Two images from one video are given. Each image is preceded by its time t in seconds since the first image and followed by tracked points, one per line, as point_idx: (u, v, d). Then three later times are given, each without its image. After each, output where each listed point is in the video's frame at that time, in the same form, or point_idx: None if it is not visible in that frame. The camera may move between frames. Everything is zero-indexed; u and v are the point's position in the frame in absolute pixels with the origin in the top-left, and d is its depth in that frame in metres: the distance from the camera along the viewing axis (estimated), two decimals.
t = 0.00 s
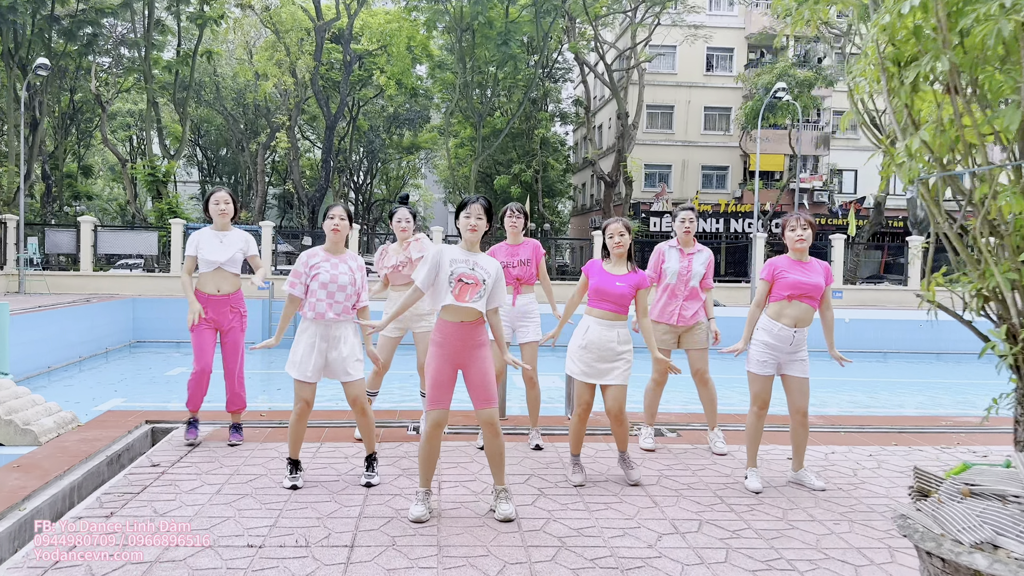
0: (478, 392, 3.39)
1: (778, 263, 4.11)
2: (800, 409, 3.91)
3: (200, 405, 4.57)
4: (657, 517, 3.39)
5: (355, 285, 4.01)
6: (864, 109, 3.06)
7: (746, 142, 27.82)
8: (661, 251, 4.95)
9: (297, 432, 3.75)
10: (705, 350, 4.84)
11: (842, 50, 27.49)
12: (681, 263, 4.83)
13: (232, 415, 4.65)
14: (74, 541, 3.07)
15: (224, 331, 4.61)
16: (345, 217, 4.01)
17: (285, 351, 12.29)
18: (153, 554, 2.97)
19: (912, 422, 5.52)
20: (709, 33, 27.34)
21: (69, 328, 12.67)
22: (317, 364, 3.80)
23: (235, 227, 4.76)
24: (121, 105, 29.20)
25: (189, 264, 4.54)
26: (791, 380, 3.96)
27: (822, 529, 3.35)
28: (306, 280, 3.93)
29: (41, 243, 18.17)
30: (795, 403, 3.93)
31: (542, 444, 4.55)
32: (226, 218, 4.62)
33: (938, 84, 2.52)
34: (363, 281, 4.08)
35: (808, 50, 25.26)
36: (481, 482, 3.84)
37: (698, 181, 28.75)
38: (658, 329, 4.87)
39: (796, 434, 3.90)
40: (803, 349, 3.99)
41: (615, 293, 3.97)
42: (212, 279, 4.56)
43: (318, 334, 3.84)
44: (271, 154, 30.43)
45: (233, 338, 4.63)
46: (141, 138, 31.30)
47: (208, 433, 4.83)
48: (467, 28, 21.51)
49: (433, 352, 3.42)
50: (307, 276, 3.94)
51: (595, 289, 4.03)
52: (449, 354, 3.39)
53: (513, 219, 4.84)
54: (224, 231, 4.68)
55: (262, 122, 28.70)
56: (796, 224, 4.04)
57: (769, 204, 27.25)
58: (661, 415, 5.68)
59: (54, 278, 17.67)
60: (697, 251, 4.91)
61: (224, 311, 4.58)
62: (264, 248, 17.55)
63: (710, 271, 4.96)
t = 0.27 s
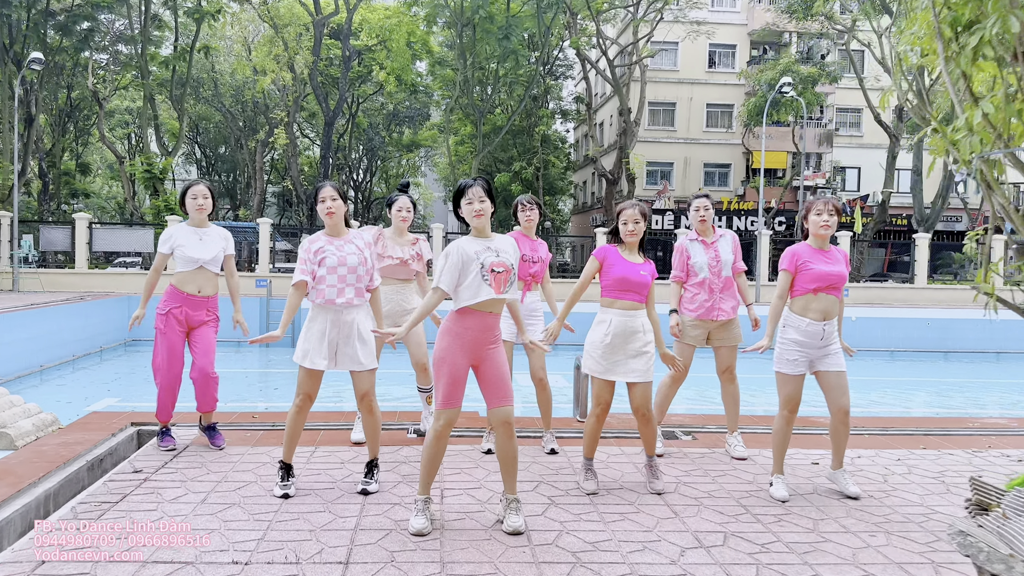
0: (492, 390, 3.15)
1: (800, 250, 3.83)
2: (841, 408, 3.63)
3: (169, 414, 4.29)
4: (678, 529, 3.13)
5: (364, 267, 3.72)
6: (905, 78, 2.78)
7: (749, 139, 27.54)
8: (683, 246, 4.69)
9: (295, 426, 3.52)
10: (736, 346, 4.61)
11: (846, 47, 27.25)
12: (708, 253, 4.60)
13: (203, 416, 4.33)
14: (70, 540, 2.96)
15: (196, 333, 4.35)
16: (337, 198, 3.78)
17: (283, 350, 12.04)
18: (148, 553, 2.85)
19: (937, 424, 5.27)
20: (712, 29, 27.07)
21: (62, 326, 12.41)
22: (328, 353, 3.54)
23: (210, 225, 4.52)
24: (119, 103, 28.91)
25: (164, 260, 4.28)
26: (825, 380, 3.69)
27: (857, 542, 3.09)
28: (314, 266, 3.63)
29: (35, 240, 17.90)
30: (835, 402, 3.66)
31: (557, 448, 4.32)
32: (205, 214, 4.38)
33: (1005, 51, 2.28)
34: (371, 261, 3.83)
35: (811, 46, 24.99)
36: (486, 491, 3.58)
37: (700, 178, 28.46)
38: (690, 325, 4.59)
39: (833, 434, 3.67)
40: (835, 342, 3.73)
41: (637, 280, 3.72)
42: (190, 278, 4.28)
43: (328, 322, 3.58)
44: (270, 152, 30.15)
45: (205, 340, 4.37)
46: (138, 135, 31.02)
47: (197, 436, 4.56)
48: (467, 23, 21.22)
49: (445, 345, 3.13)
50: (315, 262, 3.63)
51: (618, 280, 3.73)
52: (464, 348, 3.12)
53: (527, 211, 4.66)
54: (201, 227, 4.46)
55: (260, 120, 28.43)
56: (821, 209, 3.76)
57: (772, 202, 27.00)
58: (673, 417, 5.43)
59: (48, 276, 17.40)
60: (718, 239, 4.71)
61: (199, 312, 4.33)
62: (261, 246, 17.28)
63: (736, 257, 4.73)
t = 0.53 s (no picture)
0: (502, 394, 2.88)
1: (827, 248, 3.61)
2: (870, 406, 3.49)
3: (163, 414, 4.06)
4: (695, 540, 2.89)
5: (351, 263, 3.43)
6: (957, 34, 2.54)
7: (751, 137, 27.29)
8: (692, 243, 4.54)
9: (282, 426, 3.28)
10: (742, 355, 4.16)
11: (848, 44, 27.03)
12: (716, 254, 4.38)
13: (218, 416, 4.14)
14: (70, 539, 2.83)
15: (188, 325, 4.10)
16: (327, 193, 3.49)
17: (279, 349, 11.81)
18: (152, 554, 2.73)
19: (958, 427, 5.03)
20: (714, 26, 26.83)
21: (54, 325, 12.17)
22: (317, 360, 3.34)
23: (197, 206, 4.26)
24: (116, 101, 28.66)
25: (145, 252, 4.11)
26: (870, 381, 3.47)
27: (888, 554, 2.86)
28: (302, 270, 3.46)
29: (29, 238, 17.64)
30: (868, 400, 3.51)
31: (561, 453, 4.09)
32: (186, 196, 4.12)
33: None
34: (368, 255, 3.51)
35: (814, 44, 24.76)
36: (487, 498, 3.34)
37: (702, 177, 28.23)
38: (684, 320, 4.43)
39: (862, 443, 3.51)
40: (882, 342, 3.47)
41: (651, 281, 3.48)
42: (168, 266, 4.07)
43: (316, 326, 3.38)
44: (268, 150, 29.91)
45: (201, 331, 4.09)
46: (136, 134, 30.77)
47: (182, 437, 4.33)
48: (467, 19, 20.95)
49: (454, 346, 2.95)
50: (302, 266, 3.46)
51: (631, 285, 3.50)
52: (473, 347, 2.92)
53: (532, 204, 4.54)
54: (184, 211, 4.20)
55: (259, 118, 28.18)
56: (856, 202, 3.52)
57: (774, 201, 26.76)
58: (683, 418, 5.20)
59: (42, 275, 17.15)
60: (730, 236, 4.43)
61: (184, 302, 4.05)
62: (258, 244, 17.05)
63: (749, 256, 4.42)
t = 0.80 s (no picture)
0: (480, 401, 2.67)
1: (851, 237, 3.40)
2: (887, 413, 3.26)
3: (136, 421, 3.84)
4: (710, 563, 2.69)
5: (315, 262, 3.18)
6: None
7: (752, 138, 27.12)
8: (705, 230, 4.28)
9: (248, 452, 3.06)
10: (761, 350, 4.12)
11: (850, 43, 26.85)
12: (734, 249, 4.16)
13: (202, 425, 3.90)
14: (70, 539, 2.84)
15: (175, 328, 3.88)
16: (305, 179, 3.27)
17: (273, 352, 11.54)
18: (149, 555, 2.73)
19: (976, 434, 4.83)
20: (714, 26, 26.64)
21: (45, 327, 11.95)
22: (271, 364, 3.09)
23: (183, 204, 4.03)
24: (114, 101, 28.41)
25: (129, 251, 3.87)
26: (884, 385, 3.27)
27: None
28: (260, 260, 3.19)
29: (23, 239, 17.44)
30: (883, 408, 3.28)
31: (565, 465, 3.88)
32: (172, 193, 3.88)
33: None
34: (335, 256, 3.26)
35: (815, 44, 24.56)
36: (486, 514, 3.14)
37: (702, 178, 28.04)
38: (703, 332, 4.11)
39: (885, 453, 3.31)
40: (898, 343, 3.27)
41: (646, 273, 3.27)
42: (152, 267, 3.84)
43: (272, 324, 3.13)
44: (266, 151, 29.68)
45: (187, 338, 3.88)
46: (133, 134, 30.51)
47: (166, 447, 4.13)
48: (466, 18, 20.73)
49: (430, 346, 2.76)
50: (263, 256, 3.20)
51: (623, 274, 3.33)
52: (448, 347, 2.71)
53: (519, 197, 4.26)
54: (171, 208, 3.97)
55: (257, 118, 27.92)
56: (878, 190, 3.34)
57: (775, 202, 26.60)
58: (690, 426, 4.99)
59: (35, 276, 16.92)
60: (748, 232, 4.22)
61: (170, 306, 3.84)
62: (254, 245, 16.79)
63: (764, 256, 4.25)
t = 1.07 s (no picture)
0: (448, 411, 2.55)
1: (855, 242, 3.28)
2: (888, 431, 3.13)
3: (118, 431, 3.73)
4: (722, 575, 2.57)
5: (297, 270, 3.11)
6: None
7: (753, 139, 27.05)
8: (708, 235, 4.10)
9: (233, 462, 2.90)
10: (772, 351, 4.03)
11: (850, 44, 26.80)
12: (738, 249, 4.03)
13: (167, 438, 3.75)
14: (69, 539, 2.82)
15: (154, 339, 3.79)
16: (286, 178, 3.10)
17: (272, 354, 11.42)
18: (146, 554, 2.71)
19: (987, 438, 4.73)
20: (715, 27, 26.55)
21: (41, 329, 11.83)
22: (242, 370, 2.97)
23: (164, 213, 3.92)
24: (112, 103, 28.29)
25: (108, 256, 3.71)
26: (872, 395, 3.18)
27: None
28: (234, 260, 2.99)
29: (20, 241, 17.33)
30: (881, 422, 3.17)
31: (560, 469, 3.82)
32: (156, 200, 3.78)
33: None
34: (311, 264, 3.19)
35: (816, 44, 24.46)
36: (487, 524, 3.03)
37: (703, 179, 27.94)
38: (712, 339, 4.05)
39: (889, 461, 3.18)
40: (886, 355, 3.21)
41: (634, 278, 3.20)
42: (141, 276, 3.74)
43: (243, 332, 3.00)
44: (265, 153, 29.56)
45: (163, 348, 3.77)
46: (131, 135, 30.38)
47: (158, 453, 4.02)
48: (466, 19, 20.63)
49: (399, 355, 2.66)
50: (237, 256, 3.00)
51: (608, 275, 3.28)
52: (418, 356, 2.62)
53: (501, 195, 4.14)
54: (153, 216, 3.86)
55: (255, 119, 27.78)
56: (881, 195, 3.23)
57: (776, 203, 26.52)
58: (695, 431, 4.88)
59: (32, 277, 16.78)
60: (749, 232, 4.14)
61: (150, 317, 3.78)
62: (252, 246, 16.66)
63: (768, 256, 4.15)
